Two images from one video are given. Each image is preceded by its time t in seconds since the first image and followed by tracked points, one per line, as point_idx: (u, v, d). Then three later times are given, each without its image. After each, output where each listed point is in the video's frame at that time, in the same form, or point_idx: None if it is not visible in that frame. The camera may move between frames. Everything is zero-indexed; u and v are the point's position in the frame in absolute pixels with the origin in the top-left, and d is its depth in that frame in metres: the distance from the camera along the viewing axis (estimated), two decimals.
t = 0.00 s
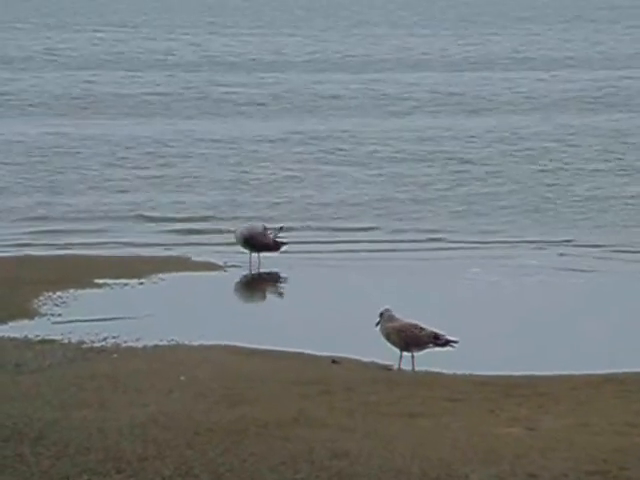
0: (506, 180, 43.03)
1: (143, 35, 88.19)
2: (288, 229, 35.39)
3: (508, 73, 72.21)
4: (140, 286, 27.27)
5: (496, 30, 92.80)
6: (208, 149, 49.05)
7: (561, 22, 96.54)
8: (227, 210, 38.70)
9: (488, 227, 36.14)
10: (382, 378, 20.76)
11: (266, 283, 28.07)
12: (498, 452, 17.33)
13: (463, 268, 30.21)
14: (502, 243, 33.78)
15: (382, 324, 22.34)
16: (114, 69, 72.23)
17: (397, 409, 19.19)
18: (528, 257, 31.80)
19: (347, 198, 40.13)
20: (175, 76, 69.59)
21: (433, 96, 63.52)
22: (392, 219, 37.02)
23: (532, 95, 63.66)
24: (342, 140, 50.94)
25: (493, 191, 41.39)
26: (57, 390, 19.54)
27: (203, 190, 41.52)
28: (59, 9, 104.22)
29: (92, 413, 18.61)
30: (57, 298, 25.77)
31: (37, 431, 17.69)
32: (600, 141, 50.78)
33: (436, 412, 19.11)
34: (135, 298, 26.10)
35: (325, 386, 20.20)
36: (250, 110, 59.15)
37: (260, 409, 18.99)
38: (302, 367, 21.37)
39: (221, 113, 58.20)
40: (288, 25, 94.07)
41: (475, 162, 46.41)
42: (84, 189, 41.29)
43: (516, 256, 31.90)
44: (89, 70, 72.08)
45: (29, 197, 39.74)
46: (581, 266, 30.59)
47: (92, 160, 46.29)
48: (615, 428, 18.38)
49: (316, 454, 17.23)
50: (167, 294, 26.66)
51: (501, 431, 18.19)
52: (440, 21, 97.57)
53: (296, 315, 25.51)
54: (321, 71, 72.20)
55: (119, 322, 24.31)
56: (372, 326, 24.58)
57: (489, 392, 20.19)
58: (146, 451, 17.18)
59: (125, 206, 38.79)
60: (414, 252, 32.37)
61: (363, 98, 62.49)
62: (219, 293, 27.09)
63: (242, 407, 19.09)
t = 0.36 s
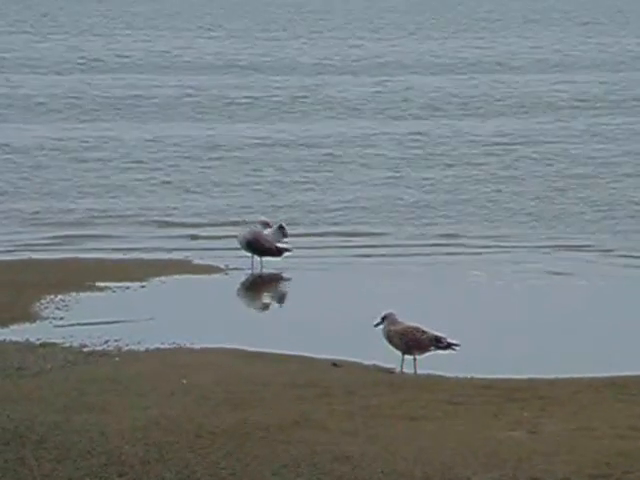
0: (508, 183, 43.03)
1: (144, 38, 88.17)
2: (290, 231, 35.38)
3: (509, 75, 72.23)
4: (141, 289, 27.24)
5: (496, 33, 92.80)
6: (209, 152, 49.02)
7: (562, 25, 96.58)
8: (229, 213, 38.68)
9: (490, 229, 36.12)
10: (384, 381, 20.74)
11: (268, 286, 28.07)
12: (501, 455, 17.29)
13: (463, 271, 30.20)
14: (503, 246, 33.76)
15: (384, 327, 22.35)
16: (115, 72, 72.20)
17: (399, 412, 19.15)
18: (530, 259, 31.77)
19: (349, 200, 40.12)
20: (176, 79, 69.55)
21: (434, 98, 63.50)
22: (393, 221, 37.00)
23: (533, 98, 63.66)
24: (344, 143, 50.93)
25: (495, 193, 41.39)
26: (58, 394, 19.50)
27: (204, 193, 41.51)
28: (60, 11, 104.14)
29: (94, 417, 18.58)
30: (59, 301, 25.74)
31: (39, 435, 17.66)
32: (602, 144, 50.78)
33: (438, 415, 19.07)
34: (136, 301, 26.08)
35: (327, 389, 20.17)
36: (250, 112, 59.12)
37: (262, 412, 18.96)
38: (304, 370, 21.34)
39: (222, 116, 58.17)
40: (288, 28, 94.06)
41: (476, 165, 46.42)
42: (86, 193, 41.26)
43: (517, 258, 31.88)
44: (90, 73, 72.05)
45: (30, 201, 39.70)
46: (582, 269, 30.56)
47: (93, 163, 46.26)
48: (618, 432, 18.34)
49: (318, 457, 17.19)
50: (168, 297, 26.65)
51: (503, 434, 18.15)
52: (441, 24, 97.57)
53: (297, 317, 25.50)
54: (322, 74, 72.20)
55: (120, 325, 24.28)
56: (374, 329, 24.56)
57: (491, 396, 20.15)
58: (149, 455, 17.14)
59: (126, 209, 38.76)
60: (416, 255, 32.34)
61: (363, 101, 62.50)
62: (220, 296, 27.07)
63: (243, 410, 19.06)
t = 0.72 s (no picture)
0: (509, 183, 43.08)
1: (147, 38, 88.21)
2: (291, 232, 35.44)
3: (511, 76, 72.29)
4: (144, 289, 27.29)
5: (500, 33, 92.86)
6: (211, 153, 49.07)
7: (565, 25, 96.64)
8: (231, 214, 38.73)
9: (491, 230, 36.18)
10: (386, 381, 20.78)
11: (270, 286, 28.15)
12: (504, 456, 17.32)
13: (465, 271, 30.26)
14: (503, 246, 33.81)
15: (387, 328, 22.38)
16: (117, 73, 72.24)
17: (402, 412, 19.18)
18: (533, 259, 31.83)
19: (350, 201, 40.19)
20: (179, 80, 69.61)
21: (436, 98, 63.56)
22: (395, 222, 37.05)
23: (534, 98, 63.72)
24: (346, 144, 50.98)
25: (496, 194, 41.45)
26: (61, 395, 19.54)
27: (206, 193, 41.56)
28: (62, 12, 104.19)
29: (97, 417, 18.62)
30: (61, 301, 25.81)
31: (42, 435, 17.70)
32: (603, 144, 50.84)
33: (440, 415, 19.09)
34: (139, 302, 26.15)
35: (330, 389, 20.22)
36: (252, 113, 59.17)
37: (265, 413, 18.99)
38: (306, 370, 21.39)
39: (224, 116, 58.23)
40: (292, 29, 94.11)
41: (478, 166, 46.48)
42: (88, 193, 41.31)
43: (518, 258, 31.92)
44: (92, 74, 72.10)
45: (32, 201, 39.74)
46: (583, 268, 30.62)
47: (95, 164, 46.31)
48: (621, 432, 18.36)
49: (320, 458, 17.22)
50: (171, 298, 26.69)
51: (506, 435, 18.17)
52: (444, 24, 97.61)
53: (299, 318, 25.56)
54: (324, 75, 72.25)
55: (124, 326, 24.34)
56: (376, 329, 24.60)
57: (492, 396, 20.19)
58: (151, 456, 17.17)
59: (128, 210, 38.82)
60: (419, 255, 32.39)
61: (366, 101, 62.55)
62: (223, 296, 27.12)
63: (246, 411, 19.08)
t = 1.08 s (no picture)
0: (509, 182, 43.07)
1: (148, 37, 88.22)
2: (292, 230, 35.44)
3: (511, 75, 72.27)
4: (147, 288, 27.29)
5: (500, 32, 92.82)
6: (212, 152, 49.04)
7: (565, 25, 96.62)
8: (231, 212, 38.73)
9: (491, 229, 36.17)
10: (389, 380, 20.79)
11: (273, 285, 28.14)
12: (507, 454, 17.34)
13: (466, 271, 30.25)
14: (502, 245, 33.81)
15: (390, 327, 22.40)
16: (118, 72, 72.22)
17: (404, 411, 19.19)
18: (535, 259, 31.84)
19: (351, 200, 40.15)
20: (179, 79, 69.58)
21: (436, 97, 63.50)
22: (395, 221, 37.04)
23: (534, 97, 63.68)
24: (347, 143, 50.94)
25: (496, 193, 41.43)
26: (64, 393, 19.56)
27: (207, 192, 41.56)
28: (63, 11, 104.21)
29: (100, 415, 18.64)
30: (64, 300, 25.81)
31: (45, 434, 17.71)
32: (604, 144, 50.80)
33: (443, 414, 19.11)
34: (141, 300, 26.17)
35: (333, 388, 20.23)
36: (252, 112, 59.13)
37: (268, 411, 19.01)
38: (309, 369, 21.40)
39: (224, 115, 58.21)
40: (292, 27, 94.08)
41: (478, 165, 46.46)
42: (88, 192, 41.31)
43: (520, 258, 31.94)
44: (93, 73, 72.09)
45: (32, 200, 39.74)
46: (583, 268, 30.63)
47: (95, 163, 46.29)
48: (623, 431, 18.38)
49: (323, 456, 17.24)
50: (174, 297, 26.70)
51: (508, 434, 18.19)
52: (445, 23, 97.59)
53: (302, 317, 25.56)
54: (324, 73, 72.23)
55: (127, 325, 24.36)
56: (379, 329, 24.59)
57: (495, 395, 20.20)
58: (154, 454, 17.18)
59: (128, 209, 38.81)
60: (421, 254, 32.38)
61: (366, 100, 62.51)
62: (226, 295, 27.11)
63: (249, 409, 19.10)
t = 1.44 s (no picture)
0: (511, 180, 43.04)
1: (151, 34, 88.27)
2: (295, 227, 35.48)
3: (515, 72, 72.26)
4: (150, 285, 27.32)
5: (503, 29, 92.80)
6: (214, 149, 48.99)
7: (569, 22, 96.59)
8: (234, 208, 38.77)
9: (493, 226, 36.18)
10: (392, 376, 20.81)
11: (277, 282, 28.17)
12: (510, 451, 17.35)
13: (469, 267, 30.24)
14: (504, 242, 33.83)
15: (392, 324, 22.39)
16: (122, 69, 72.27)
17: (407, 408, 19.20)
18: (538, 256, 31.82)
19: (353, 196, 40.19)
20: (181, 76, 69.53)
21: (440, 94, 63.52)
22: (397, 218, 37.08)
23: (538, 94, 63.68)
24: (350, 140, 50.96)
25: (499, 190, 41.45)
26: (67, 390, 19.57)
27: (210, 189, 41.60)
28: (66, 7, 104.25)
29: (103, 412, 18.66)
30: (67, 297, 25.83)
31: (48, 430, 17.72)
32: (606, 141, 50.79)
33: (446, 411, 19.11)
34: (145, 297, 26.19)
35: (336, 385, 20.24)
36: (256, 109, 59.17)
37: (271, 408, 19.02)
38: (313, 366, 21.40)
39: (227, 112, 58.19)
40: (295, 24, 94.08)
41: (481, 162, 46.48)
42: (91, 188, 41.37)
43: (523, 255, 31.92)
44: (96, 69, 72.04)
45: (35, 197, 39.81)
46: (586, 266, 30.61)
47: (98, 160, 46.36)
48: (626, 428, 18.39)
49: (326, 453, 17.24)
50: (178, 293, 26.71)
51: (510, 431, 18.19)
52: (448, 20, 97.55)
53: (306, 314, 25.56)
54: (327, 70, 72.25)
55: (130, 321, 24.38)
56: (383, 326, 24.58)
57: (498, 392, 20.20)
58: (157, 451, 17.19)
59: (131, 206, 38.87)
60: (424, 251, 32.34)
61: (369, 97, 62.53)
62: (229, 292, 27.13)
63: (252, 407, 19.11)
